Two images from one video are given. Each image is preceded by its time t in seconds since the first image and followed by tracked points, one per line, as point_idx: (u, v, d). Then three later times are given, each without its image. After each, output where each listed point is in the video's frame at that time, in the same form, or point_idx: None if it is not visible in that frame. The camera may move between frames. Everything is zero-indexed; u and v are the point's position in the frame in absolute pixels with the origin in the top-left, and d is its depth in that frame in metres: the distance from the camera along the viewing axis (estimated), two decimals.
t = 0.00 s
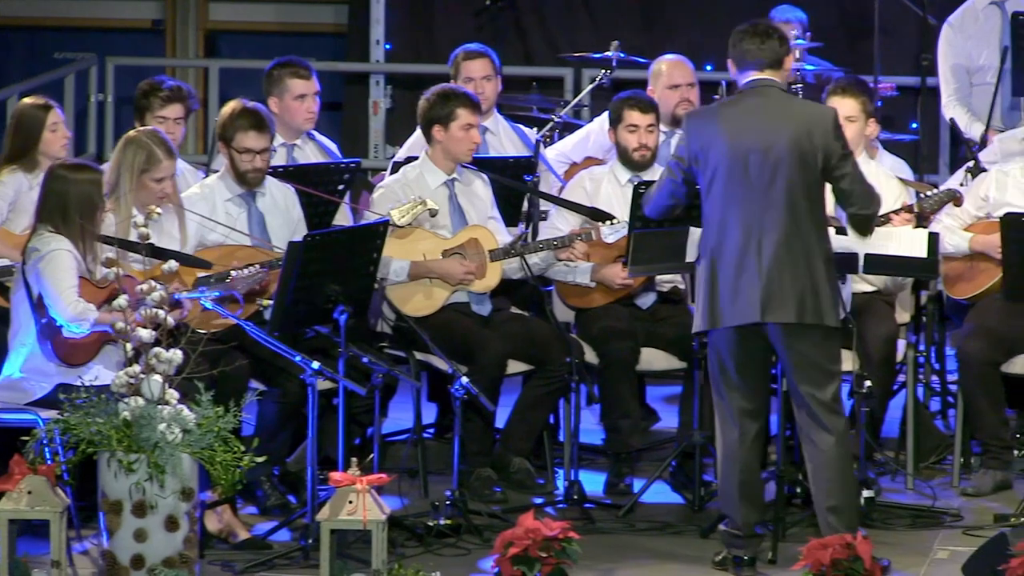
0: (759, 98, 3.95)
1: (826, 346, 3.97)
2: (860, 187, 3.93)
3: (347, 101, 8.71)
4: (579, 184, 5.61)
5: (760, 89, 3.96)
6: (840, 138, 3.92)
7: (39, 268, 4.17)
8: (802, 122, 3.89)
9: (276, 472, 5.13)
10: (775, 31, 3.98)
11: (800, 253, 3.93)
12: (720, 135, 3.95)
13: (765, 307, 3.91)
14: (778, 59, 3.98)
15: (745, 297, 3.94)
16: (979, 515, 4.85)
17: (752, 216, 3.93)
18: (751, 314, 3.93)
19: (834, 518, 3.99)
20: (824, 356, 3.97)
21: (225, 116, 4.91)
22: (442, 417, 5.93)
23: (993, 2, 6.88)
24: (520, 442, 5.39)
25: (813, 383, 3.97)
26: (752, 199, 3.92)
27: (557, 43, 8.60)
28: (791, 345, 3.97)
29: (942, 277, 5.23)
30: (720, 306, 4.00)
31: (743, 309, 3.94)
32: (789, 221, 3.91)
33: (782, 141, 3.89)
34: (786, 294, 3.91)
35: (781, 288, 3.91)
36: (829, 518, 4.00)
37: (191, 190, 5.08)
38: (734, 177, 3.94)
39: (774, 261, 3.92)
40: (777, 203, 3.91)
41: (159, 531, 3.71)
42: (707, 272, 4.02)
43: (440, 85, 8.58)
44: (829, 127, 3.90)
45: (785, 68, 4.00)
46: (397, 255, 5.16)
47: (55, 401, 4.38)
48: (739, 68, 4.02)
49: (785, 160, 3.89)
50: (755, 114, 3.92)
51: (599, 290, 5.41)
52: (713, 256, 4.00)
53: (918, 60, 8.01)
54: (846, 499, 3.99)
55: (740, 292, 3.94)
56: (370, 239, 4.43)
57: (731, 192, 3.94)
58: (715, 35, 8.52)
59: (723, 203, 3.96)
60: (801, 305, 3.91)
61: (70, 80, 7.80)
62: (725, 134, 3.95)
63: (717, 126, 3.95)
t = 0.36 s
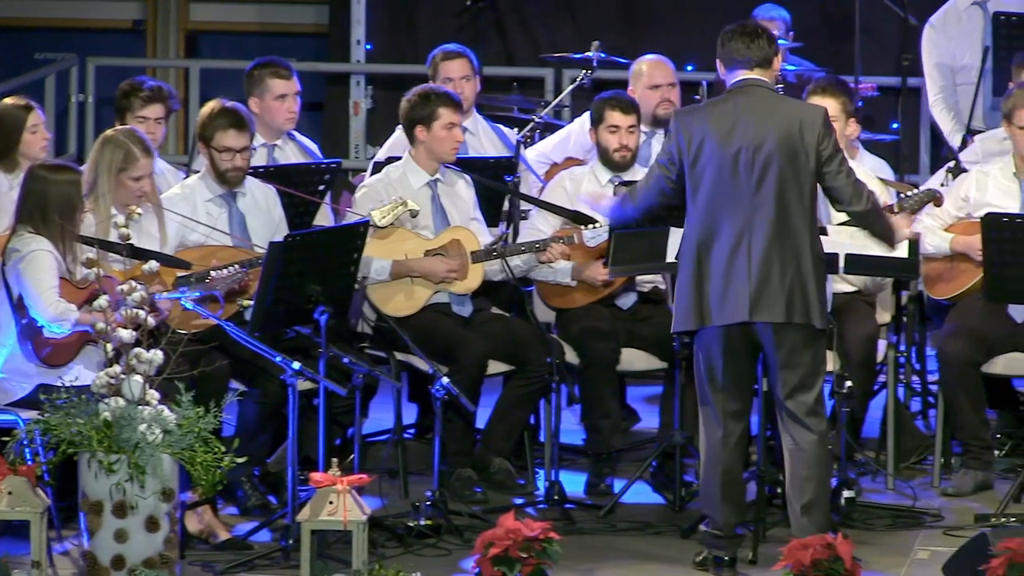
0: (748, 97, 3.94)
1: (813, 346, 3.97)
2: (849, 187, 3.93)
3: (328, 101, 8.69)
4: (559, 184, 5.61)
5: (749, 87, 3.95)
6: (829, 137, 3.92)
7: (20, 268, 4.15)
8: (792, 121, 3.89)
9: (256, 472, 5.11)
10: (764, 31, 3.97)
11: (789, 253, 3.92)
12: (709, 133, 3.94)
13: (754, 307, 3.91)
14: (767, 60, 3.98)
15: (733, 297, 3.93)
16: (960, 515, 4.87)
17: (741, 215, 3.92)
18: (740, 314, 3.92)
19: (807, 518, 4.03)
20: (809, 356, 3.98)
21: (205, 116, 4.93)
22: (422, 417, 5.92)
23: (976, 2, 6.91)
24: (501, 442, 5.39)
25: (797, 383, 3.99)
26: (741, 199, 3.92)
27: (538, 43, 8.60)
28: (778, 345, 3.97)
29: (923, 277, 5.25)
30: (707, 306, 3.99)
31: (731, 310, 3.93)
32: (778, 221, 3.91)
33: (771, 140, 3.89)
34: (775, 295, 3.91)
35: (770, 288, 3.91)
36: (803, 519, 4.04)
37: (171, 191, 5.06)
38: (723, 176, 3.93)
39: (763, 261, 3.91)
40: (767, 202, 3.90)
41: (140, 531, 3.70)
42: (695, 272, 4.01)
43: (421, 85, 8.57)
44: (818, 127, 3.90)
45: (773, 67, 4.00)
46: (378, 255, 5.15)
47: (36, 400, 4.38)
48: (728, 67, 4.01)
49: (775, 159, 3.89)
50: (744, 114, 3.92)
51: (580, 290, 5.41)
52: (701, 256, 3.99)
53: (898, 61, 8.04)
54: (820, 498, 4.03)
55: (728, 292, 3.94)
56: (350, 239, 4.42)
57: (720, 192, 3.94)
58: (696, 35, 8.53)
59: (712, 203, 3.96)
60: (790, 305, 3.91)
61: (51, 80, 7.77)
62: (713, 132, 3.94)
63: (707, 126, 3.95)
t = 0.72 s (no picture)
0: (756, 100, 3.92)
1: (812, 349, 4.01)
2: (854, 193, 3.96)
3: (302, 101, 8.68)
4: (533, 184, 5.61)
5: (757, 91, 3.93)
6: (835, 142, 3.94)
7: None
8: (802, 126, 3.89)
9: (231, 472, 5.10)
10: (777, 31, 3.94)
11: (794, 257, 3.95)
12: (718, 136, 3.92)
13: (759, 312, 3.93)
14: (777, 61, 3.95)
15: (738, 301, 3.94)
16: (934, 514, 4.89)
17: (748, 220, 3.93)
18: (744, 319, 3.94)
19: (788, 522, 4.04)
20: (808, 359, 4.01)
21: (176, 115, 4.91)
22: (397, 417, 5.92)
23: (952, 1, 6.95)
24: (476, 442, 5.39)
25: (792, 385, 4.02)
26: (750, 204, 3.92)
27: (513, 43, 8.60)
28: (779, 348, 4.01)
29: (898, 276, 5.27)
30: (709, 309, 3.99)
31: (736, 313, 3.94)
32: (785, 226, 3.93)
33: (782, 145, 3.88)
34: (780, 299, 3.94)
35: (776, 293, 3.94)
36: (786, 522, 4.05)
37: (145, 191, 5.04)
38: (731, 180, 3.92)
39: (769, 266, 3.93)
40: (775, 208, 3.92)
41: (115, 531, 3.69)
42: (699, 275, 4.00)
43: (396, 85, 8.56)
44: (827, 132, 3.91)
45: (783, 69, 3.98)
46: (354, 253, 5.13)
47: (10, 400, 4.35)
48: (735, 66, 3.98)
49: (783, 165, 3.89)
50: (753, 117, 3.90)
51: (556, 290, 5.41)
52: (706, 259, 3.99)
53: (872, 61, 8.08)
54: (802, 501, 4.04)
55: (733, 296, 3.95)
56: (325, 239, 4.41)
57: (728, 196, 3.93)
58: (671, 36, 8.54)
59: (719, 207, 3.95)
60: (795, 310, 3.95)
61: (25, 80, 7.73)
62: (721, 135, 3.91)
63: (715, 128, 3.92)
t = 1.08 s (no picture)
0: (760, 101, 3.93)
1: (806, 351, 3.99)
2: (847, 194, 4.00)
3: (276, 101, 8.66)
4: (508, 184, 5.61)
5: (760, 92, 3.95)
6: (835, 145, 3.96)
7: None
8: (806, 128, 3.91)
9: (205, 472, 5.08)
10: (786, 37, 3.94)
11: (793, 258, 3.94)
12: (721, 135, 3.92)
13: (758, 311, 3.91)
14: (784, 67, 3.97)
15: (737, 300, 3.92)
16: (908, 514, 4.91)
17: (749, 219, 3.92)
18: (743, 317, 3.91)
19: (770, 523, 4.04)
20: (801, 361, 4.00)
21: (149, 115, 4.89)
22: (372, 417, 5.91)
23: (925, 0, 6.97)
24: (450, 441, 5.38)
25: (785, 387, 4.00)
26: (752, 203, 3.91)
27: (487, 42, 8.60)
28: (774, 349, 3.99)
29: (872, 275, 5.29)
30: (708, 308, 3.97)
31: (734, 312, 3.92)
32: (785, 226, 3.92)
33: (785, 146, 3.89)
34: (780, 299, 3.92)
35: (775, 293, 3.92)
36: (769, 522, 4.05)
37: (118, 191, 5.02)
38: (734, 178, 3.91)
39: (768, 264, 3.92)
40: (776, 208, 3.91)
41: (89, 531, 3.67)
42: (697, 273, 3.98)
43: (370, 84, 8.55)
44: (829, 136, 3.93)
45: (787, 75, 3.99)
46: (328, 253, 5.13)
47: None
48: (741, 68, 4.00)
49: (786, 165, 3.90)
50: (759, 117, 3.91)
51: (531, 289, 5.40)
52: (706, 257, 3.97)
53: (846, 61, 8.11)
54: (784, 503, 4.04)
55: (732, 295, 3.93)
56: (299, 239, 4.40)
57: (730, 194, 3.92)
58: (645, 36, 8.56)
59: (721, 205, 3.94)
60: (793, 310, 3.93)
61: None
62: (726, 133, 3.92)
63: (720, 127, 3.92)
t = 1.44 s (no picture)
0: (747, 102, 3.89)
1: (784, 353, 4.01)
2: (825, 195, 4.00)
3: (248, 100, 8.64)
4: (479, 183, 5.60)
5: (748, 92, 3.90)
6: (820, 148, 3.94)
7: None
8: (792, 131, 3.87)
9: (177, 472, 5.06)
10: (771, 35, 3.90)
11: (773, 260, 3.94)
12: (708, 135, 3.87)
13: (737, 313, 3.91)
14: (768, 65, 3.94)
15: (717, 300, 3.91)
16: (880, 512, 4.94)
17: (731, 220, 3.90)
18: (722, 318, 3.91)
19: (744, 522, 4.06)
20: (778, 363, 4.02)
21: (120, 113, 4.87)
22: (344, 416, 5.91)
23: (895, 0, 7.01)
24: (421, 440, 5.37)
25: (761, 388, 4.02)
26: (734, 205, 3.89)
27: (459, 40, 8.60)
28: (754, 350, 4.01)
29: (844, 274, 5.32)
30: (687, 306, 3.95)
31: (712, 312, 3.92)
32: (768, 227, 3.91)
33: (772, 149, 3.86)
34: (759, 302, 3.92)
35: (755, 295, 3.92)
36: (743, 522, 4.06)
37: (91, 190, 4.99)
38: (718, 179, 3.88)
39: (750, 267, 3.91)
40: (758, 210, 3.90)
41: (61, 531, 3.65)
42: (677, 270, 3.98)
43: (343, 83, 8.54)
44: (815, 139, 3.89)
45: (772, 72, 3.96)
46: (300, 253, 5.10)
47: None
48: (725, 66, 3.96)
49: (772, 168, 3.86)
50: (745, 119, 3.87)
51: (502, 288, 5.40)
52: (686, 256, 3.96)
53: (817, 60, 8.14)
54: (757, 502, 4.05)
55: (712, 295, 3.91)
56: (271, 238, 4.39)
57: (714, 195, 3.89)
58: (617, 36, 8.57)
59: (703, 206, 3.92)
60: (772, 312, 3.93)
61: None
62: (712, 135, 3.87)
63: (706, 128, 3.88)
